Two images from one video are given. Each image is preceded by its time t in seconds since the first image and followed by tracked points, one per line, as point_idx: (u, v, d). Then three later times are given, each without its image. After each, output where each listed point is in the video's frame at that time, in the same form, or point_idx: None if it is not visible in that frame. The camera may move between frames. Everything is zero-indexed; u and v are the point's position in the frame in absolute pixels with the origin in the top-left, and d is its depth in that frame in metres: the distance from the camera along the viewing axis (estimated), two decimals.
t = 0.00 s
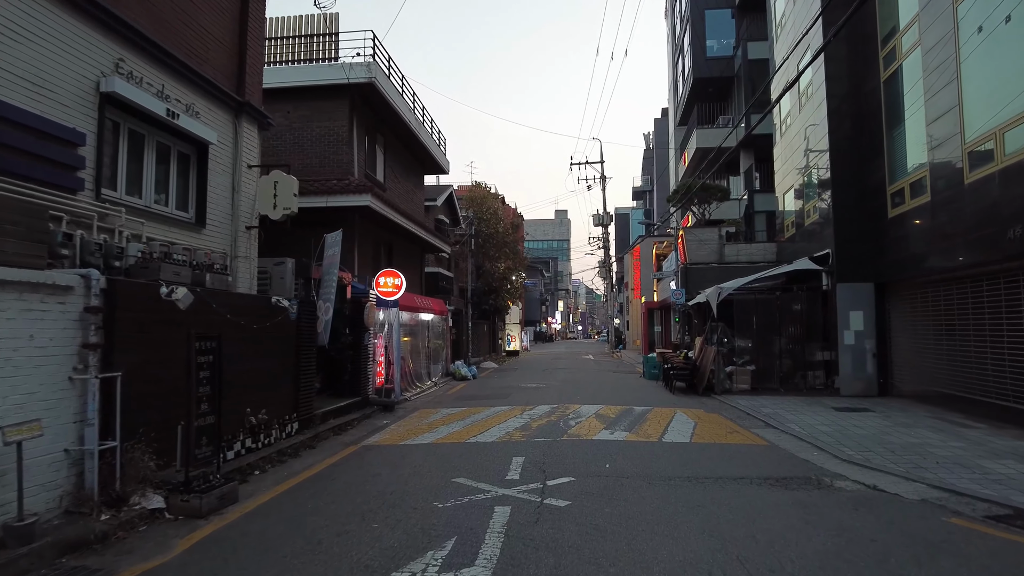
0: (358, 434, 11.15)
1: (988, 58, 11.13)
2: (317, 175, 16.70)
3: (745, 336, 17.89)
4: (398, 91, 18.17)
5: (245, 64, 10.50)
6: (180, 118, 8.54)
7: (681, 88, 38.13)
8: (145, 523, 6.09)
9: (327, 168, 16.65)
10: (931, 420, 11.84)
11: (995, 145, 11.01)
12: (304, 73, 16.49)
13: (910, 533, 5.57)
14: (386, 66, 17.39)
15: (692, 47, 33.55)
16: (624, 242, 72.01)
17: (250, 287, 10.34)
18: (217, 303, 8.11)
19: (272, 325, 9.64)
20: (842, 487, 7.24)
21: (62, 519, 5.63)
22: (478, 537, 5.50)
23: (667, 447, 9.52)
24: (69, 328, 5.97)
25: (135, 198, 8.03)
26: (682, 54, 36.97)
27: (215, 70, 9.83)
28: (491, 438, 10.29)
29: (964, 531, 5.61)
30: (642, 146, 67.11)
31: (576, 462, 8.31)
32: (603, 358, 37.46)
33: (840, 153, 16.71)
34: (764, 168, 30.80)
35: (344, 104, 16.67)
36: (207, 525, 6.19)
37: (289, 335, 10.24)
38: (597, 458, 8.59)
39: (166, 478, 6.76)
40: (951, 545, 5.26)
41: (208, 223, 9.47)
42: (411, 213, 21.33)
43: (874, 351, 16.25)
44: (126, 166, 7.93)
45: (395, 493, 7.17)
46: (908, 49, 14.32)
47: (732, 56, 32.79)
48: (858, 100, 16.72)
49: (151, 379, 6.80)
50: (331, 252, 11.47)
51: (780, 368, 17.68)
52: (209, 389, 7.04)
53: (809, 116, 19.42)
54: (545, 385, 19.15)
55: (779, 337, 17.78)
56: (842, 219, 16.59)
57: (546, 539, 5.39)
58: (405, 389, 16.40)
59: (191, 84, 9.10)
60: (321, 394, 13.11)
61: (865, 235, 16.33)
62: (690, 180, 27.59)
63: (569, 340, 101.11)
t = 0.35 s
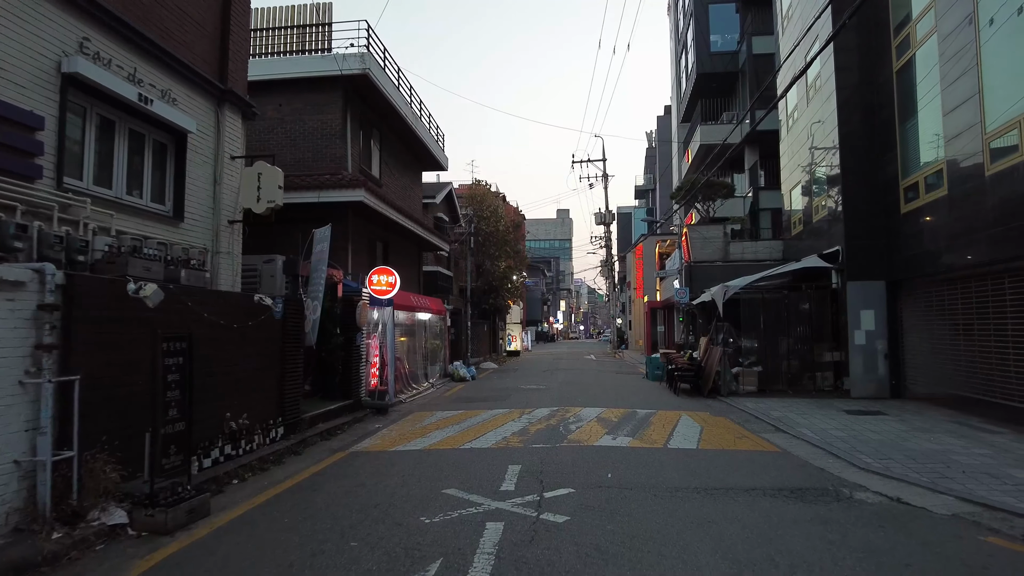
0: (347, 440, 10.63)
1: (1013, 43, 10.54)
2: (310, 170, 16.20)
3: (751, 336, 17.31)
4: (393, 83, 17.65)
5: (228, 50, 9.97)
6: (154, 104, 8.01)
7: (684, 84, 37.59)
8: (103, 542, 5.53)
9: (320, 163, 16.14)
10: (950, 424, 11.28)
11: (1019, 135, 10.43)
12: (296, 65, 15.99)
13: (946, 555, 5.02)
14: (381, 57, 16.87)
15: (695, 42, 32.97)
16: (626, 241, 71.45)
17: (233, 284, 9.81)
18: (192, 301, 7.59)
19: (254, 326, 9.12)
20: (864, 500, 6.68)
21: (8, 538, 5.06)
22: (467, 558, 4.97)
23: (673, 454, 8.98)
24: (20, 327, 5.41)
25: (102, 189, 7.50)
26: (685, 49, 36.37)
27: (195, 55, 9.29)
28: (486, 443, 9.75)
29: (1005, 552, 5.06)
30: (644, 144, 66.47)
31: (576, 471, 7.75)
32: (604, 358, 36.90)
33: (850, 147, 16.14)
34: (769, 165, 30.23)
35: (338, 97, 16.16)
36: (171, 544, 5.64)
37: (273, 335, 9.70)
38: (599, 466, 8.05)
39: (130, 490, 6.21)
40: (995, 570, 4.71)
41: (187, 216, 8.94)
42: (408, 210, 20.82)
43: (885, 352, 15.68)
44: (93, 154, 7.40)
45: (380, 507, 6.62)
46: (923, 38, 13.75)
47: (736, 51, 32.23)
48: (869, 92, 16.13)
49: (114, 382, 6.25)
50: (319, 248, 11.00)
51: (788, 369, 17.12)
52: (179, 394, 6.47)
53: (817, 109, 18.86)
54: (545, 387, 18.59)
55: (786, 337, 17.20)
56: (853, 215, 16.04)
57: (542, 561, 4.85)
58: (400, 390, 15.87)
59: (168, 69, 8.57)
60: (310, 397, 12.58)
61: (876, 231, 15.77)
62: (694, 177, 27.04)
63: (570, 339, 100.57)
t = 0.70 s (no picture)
0: (339, 441, 10.11)
1: None
2: (305, 161, 15.71)
3: (761, 334, 16.77)
4: (392, 73, 17.14)
5: (214, 30, 9.45)
6: (130, 83, 7.51)
7: (689, 78, 37.01)
8: (61, 555, 4.98)
9: (315, 154, 15.65)
10: (973, 425, 10.73)
11: None
12: (291, 53, 15.51)
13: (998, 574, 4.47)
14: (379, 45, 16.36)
15: (700, 35, 32.41)
16: (630, 239, 70.87)
17: (218, 277, 9.29)
18: (170, 292, 7.08)
19: (239, 320, 8.62)
20: (896, 509, 6.13)
21: None
22: None
23: (684, 457, 8.44)
24: None
25: (71, 171, 6.99)
26: (690, 43, 35.77)
27: (179, 34, 8.78)
28: (485, 445, 9.21)
29: None
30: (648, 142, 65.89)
31: (581, 476, 7.22)
32: (607, 357, 36.39)
33: (863, 138, 15.60)
34: (776, 160, 29.64)
35: (334, 86, 15.67)
36: (138, 557, 5.09)
37: (260, 331, 9.19)
38: (607, 471, 7.52)
39: (96, 497, 5.66)
40: None
41: (168, 204, 8.44)
42: (408, 204, 20.32)
43: (901, 350, 15.11)
44: (61, 134, 6.90)
45: (369, 516, 6.09)
46: (942, 23, 13.18)
47: (742, 45, 31.69)
48: (883, 81, 15.58)
49: (77, 379, 5.70)
50: (311, 239, 10.49)
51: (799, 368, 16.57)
52: (151, 393, 5.91)
53: (828, 101, 18.31)
54: (548, 386, 18.05)
55: (797, 335, 16.64)
56: (867, 208, 15.49)
57: None
58: (397, 390, 15.35)
59: (147, 46, 8.05)
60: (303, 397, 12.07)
61: (892, 226, 15.19)
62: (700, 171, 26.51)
63: (573, 339, 99.82)
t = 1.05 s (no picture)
0: (329, 447, 9.56)
1: None
2: (298, 155, 15.21)
3: (769, 335, 16.22)
4: (388, 65, 16.63)
5: (196, 11, 8.92)
6: (100, 62, 6.98)
7: (692, 75, 36.49)
8: None
9: (308, 147, 15.15)
10: (997, 430, 10.19)
11: None
12: (283, 43, 15.03)
13: None
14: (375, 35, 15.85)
15: (704, 31, 31.88)
16: (631, 239, 70.32)
17: (199, 273, 8.75)
18: (141, 287, 6.55)
19: (221, 319, 8.09)
20: (931, 527, 5.60)
21: None
22: None
23: (694, 466, 7.90)
24: None
25: (33, 157, 6.46)
26: (693, 39, 35.27)
27: (158, 14, 8.25)
28: (482, 452, 8.67)
29: None
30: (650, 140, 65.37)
31: (585, 488, 6.68)
32: (609, 358, 35.85)
33: (875, 132, 15.06)
34: (781, 158, 29.12)
35: (328, 77, 15.17)
36: None
37: (244, 330, 8.66)
38: (613, 482, 6.98)
39: (52, 513, 5.11)
40: None
41: (144, 194, 7.91)
42: (405, 201, 19.80)
43: (915, 352, 14.57)
44: (21, 116, 6.37)
45: (354, 534, 5.55)
46: (960, 11, 12.65)
47: (746, 41, 31.16)
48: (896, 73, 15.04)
49: (30, 382, 5.15)
50: (300, 233, 9.99)
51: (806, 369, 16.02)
52: (114, 399, 5.34)
53: (837, 95, 17.81)
54: (549, 388, 17.51)
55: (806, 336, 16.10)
56: (879, 205, 14.96)
57: None
58: (393, 392, 14.80)
59: (121, 24, 7.51)
60: (294, 399, 11.54)
61: (906, 223, 14.63)
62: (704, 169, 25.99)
63: (574, 339, 99.17)
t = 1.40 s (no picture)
0: (320, 456, 8.99)
1: None
2: (292, 149, 14.69)
3: (780, 335, 15.63)
4: (386, 56, 16.11)
5: None
6: (67, 41, 6.44)
7: (696, 71, 35.89)
8: None
9: (302, 141, 14.62)
10: None
11: None
12: (277, 32, 14.51)
13: None
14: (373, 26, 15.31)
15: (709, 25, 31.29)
16: (634, 238, 69.74)
17: (181, 270, 8.20)
18: (109, 281, 6.01)
19: (201, 320, 7.54)
20: (983, 552, 5.01)
21: None
22: None
23: (711, 478, 7.32)
24: None
25: None
26: (698, 34, 34.71)
27: None
28: (484, 462, 8.11)
29: None
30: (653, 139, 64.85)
31: (594, 504, 6.12)
32: (613, 358, 35.26)
33: (893, 124, 14.45)
34: (789, 155, 28.54)
35: (323, 68, 14.64)
36: None
37: (227, 331, 8.11)
38: (625, 496, 6.42)
39: None
40: None
41: (119, 186, 7.36)
42: (404, 197, 19.25)
43: (934, 352, 13.96)
44: None
45: (340, 559, 4.97)
46: None
47: (752, 35, 30.59)
48: (914, 63, 14.43)
49: None
50: (290, 228, 9.50)
51: (819, 371, 15.45)
52: (71, 410, 4.82)
53: (849, 87, 17.24)
54: (552, 390, 16.97)
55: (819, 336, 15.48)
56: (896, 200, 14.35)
57: None
58: (390, 395, 14.23)
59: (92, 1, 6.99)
60: (285, 404, 10.99)
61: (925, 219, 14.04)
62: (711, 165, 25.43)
63: (576, 339, 98.61)
